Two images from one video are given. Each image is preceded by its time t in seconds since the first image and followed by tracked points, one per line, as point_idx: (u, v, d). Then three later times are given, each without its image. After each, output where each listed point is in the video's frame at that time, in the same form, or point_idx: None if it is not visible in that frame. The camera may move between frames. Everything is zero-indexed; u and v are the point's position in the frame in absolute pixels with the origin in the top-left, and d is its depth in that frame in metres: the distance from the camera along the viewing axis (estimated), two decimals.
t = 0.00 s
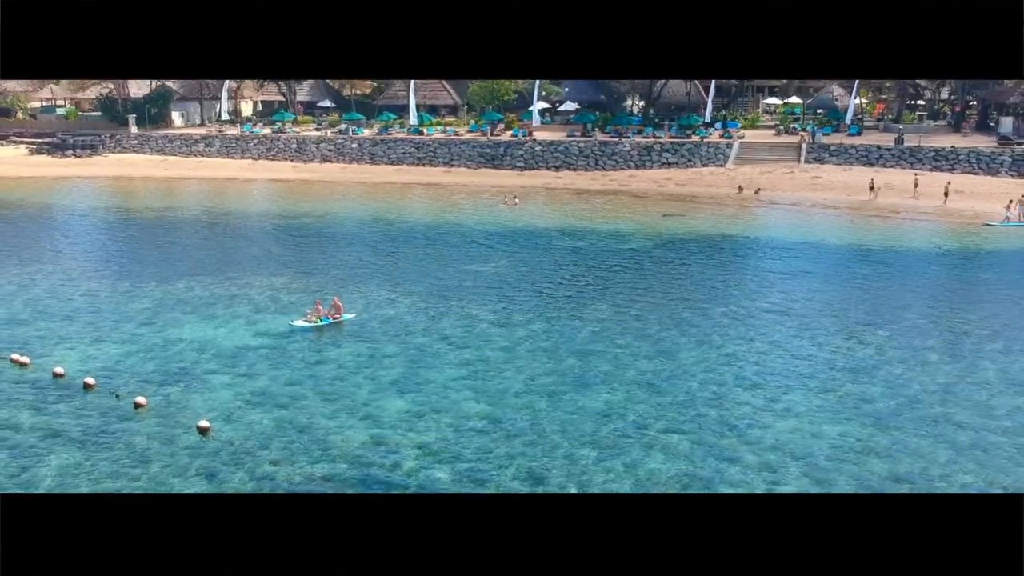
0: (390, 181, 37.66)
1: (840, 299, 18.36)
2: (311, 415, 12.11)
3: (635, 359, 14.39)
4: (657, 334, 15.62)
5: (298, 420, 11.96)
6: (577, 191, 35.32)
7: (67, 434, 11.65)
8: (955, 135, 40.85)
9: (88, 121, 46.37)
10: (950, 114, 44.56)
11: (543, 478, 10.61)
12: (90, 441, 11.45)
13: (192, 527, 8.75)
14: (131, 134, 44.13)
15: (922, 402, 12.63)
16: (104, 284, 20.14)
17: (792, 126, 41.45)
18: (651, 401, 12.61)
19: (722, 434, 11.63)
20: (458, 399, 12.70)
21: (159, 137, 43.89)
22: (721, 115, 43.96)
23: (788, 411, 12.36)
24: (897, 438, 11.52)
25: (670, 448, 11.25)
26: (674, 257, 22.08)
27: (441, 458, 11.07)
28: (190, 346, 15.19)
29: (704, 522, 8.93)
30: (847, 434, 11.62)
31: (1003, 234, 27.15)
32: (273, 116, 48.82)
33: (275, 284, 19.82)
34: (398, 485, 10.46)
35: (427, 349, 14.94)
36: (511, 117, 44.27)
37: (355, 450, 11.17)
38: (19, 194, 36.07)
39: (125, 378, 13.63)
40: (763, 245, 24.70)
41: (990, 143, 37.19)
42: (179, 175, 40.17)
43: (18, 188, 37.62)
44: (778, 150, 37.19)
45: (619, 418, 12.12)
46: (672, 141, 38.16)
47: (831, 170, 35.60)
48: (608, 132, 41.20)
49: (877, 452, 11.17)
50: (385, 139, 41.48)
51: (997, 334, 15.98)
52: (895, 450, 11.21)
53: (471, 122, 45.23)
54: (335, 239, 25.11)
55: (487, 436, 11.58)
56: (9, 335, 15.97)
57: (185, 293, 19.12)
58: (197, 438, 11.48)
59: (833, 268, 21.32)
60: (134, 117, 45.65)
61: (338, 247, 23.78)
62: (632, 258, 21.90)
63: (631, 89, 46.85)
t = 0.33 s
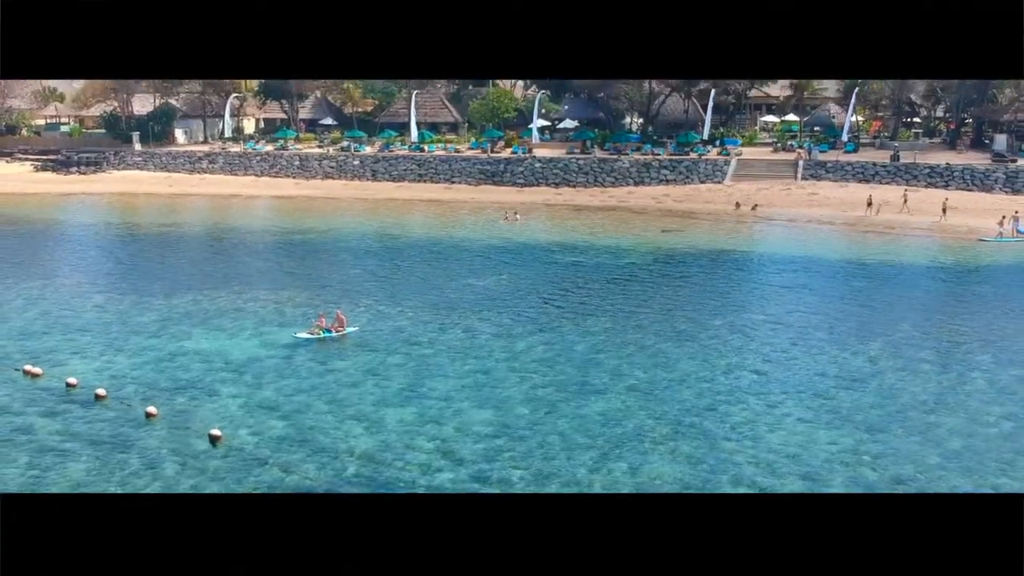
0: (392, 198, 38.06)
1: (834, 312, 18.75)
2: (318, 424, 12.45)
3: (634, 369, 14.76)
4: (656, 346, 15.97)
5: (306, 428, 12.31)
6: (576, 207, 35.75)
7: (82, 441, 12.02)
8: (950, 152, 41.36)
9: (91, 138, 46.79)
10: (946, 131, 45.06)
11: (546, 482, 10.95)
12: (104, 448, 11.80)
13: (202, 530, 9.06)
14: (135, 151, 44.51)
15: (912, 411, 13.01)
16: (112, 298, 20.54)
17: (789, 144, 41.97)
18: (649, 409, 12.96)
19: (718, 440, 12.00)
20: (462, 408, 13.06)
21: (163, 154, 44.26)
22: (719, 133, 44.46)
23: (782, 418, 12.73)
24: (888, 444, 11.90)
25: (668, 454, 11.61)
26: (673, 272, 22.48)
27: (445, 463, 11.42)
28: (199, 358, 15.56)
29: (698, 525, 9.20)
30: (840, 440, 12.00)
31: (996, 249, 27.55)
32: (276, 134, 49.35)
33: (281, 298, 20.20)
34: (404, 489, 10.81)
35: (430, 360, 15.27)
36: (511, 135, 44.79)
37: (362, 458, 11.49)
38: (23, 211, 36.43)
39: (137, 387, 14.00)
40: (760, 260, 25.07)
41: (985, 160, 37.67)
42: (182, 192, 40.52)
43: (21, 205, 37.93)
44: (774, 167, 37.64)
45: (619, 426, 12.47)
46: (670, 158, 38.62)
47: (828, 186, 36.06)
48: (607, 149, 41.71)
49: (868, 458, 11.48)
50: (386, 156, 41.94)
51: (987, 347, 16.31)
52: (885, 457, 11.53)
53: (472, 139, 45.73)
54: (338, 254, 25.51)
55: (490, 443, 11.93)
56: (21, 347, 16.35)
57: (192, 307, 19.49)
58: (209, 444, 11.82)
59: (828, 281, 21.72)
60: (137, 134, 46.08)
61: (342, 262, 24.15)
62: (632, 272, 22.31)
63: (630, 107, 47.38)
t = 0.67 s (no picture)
0: (393, 214, 38.53)
1: (830, 325, 19.10)
2: (324, 433, 12.77)
3: (632, 380, 15.10)
4: (653, 358, 16.30)
5: (312, 437, 12.63)
6: (576, 223, 36.20)
7: (95, 448, 12.39)
8: (946, 169, 41.88)
9: (96, 155, 47.50)
10: (942, 148, 45.65)
11: (547, 487, 11.27)
12: (116, 457, 12.12)
13: (216, 529, 9.41)
14: (139, 168, 45.14)
15: (903, 420, 13.37)
16: (120, 311, 20.95)
17: (786, 161, 42.49)
18: (647, 419, 13.28)
19: (713, 450, 12.32)
20: (463, 417, 13.39)
21: (167, 171, 44.82)
22: (716, 150, 45.03)
23: (775, 427, 13.06)
24: (878, 451, 12.24)
25: (665, 461, 11.94)
26: (672, 285, 22.88)
27: (449, 471, 11.73)
28: (206, 369, 15.90)
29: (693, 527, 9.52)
30: (833, 449, 12.34)
31: (989, 265, 27.96)
32: (278, 151, 49.95)
33: (285, 312, 20.55)
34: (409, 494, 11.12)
35: (433, 372, 15.61)
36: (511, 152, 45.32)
37: (368, 465, 11.81)
38: (28, 227, 36.94)
39: (148, 398, 14.34)
40: (757, 275, 25.47)
41: (979, 177, 38.17)
42: (185, 208, 40.97)
43: (27, 221, 38.42)
44: (772, 184, 38.17)
45: (618, 435, 12.79)
46: (668, 175, 39.15)
47: (824, 203, 36.54)
48: (606, 166, 42.26)
49: (860, 466, 11.81)
50: (387, 174, 42.44)
51: (979, 359, 16.68)
52: (877, 465, 11.86)
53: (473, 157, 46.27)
54: (340, 268, 25.96)
55: (492, 451, 12.25)
56: (32, 359, 16.68)
57: (198, 320, 19.87)
58: (219, 451, 12.20)
59: (824, 296, 22.09)
60: (141, 151, 46.77)
61: (344, 276, 24.54)
62: (630, 286, 22.72)
63: (628, 124, 47.99)
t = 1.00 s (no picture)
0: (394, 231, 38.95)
1: (826, 338, 19.46)
2: (328, 442, 13.10)
3: (630, 392, 15.41)
4: (651, 369, 16.66)
5: (318, 445, 12.98)
6: (575, 239, 36.62)
7: (107, 456, 12.73)
8: (942, 186, 42.36)
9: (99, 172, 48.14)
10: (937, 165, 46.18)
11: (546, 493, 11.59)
12: (129, 463, 12.49)
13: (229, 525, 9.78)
14: (142, 185, 45.68)
15: (895, 428, 13.73)
16: (127, 325, 21.34)
17: (784, 178, 42.97)
18: (645, 427, 13.63)
19: (710, 457, 12.65)
20: (466, 426, 13.74)
21: (170, 189, 45.32)
22: (714, 167, 45.52)
23: (771, 436, 13.41)
24: (870, 458, 12.59)
25: (662, 467, 12.29)
26: (669, 299, 23.28)
27: (452, 477, 12.08)
28: (213, 380, 16.23)
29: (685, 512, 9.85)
30: (826, 457, 12.69)
31: (983, 280, 28.35)
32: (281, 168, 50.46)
33: (290, 325, 20.90)
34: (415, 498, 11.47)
35: (435, 383, 15.94)
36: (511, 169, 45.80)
37: (373, 472, 12.12)
38: (33, 242, 37.38)
39: (158, 406, 14.71)
40: (754, 289, 25.79)
41: (974, 194, 38.64)
42: (188, 225, 41.37)
43: (31, 237, 38.85)
44: (769, 201, 38.69)
45: (616, 442, 13.14)
46: (666, 192, 39.61)
47: (821, 219, 36.99)
48: (605, 183, 42.78)
49: (852, 472, 12.16)
50: (389, 190, 42.92)
51: (970, 370, 17.03)
52: (870, 471, 12.20)
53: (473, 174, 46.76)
54: (342, 282, 26.39)
55: (495, 458, 12.61)
56: (42, 371, 17.01)
57: (204, 333, 20.25)
58: (228, 459, 12.54)
59: (820, 309, 22.46)
60: (145, 168, 47.38)
61: (346, 291, 24.87)
62: (630, 299, 23.12)
63: (626, 142, 48.49)
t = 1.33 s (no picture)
0: (395, 246, 39.31)
1: (820, 351, 19.80)
2: (333, 451, 13.39)
3: (629, 403, 15.73)
4: (649, 381, 16.99)
5: (324, 454, 13.29)
6: (575, 255, 37.02)
7: (119, 464, 13.06)
8: (938, 202, 42.87)
9: (103, 189, 48.70)
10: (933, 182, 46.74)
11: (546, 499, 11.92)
12: (138, 472, 12.78)
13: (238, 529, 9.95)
14: (146, 202, 46.22)
15: (886, 438, 14.11)
16: (134, 338, 21.70)
17: (781, 195, 43.48)
18: (642, 436, 13.97)
19: (706, 466, 12.96)
20: (468, 435, 14.08)
21: (173, 206, 45.84)
22: (712, 184, 46.01)
23: (765, 445, 13.73)
24: (862, 467, 12.92)
25: (658, 474, 12.61)
26: (668, 313, 23.69)
27: (455, 483, 12.40)
28: (219, 392, 16.55)
29: (689, 496, 9.81)
30: (818, 465, 13.02)
31: (978, 294, 28.72)
32: (283, 185, 50.96)
33: (295, 338, 21.23)
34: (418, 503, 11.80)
35: (437, 394, 16.25)
36: (511, 186, 46.29)
37: (378, 479, 12.44)
38: (37, 258, 37.78)
39: (166, 417, 15.02)
40: (752, 304, 26.12)
41: (970, 210, 39.09)
42: (190, 240, 41.79)
43: (35, 253, 39.28)
44: (766, 217, 39.19)
45: (614, 450, 13.48)
46: (665, 209, 40.06)
47: (818, 235, 37.47)
48: (604, 199, 43.31)
49: (844, 479, 12.48)
50: (390, 207, 43.39)
51: (963, 382, 17.32)
52: (862, 480, 12.47)
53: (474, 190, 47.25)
54: (344, 297, 26.78)
55: (496, 467, 12.94)
56: (51, 383, 17.33)
57: (209, 346, 20.60)
58: (237, 467, 12.87)
59: (816, 323, 22.83)
60: (148, 186, 47.99)
61: (347, 306, 25.20)
62: (629, 313, 23.51)
63: (625, 159, 49.01)
